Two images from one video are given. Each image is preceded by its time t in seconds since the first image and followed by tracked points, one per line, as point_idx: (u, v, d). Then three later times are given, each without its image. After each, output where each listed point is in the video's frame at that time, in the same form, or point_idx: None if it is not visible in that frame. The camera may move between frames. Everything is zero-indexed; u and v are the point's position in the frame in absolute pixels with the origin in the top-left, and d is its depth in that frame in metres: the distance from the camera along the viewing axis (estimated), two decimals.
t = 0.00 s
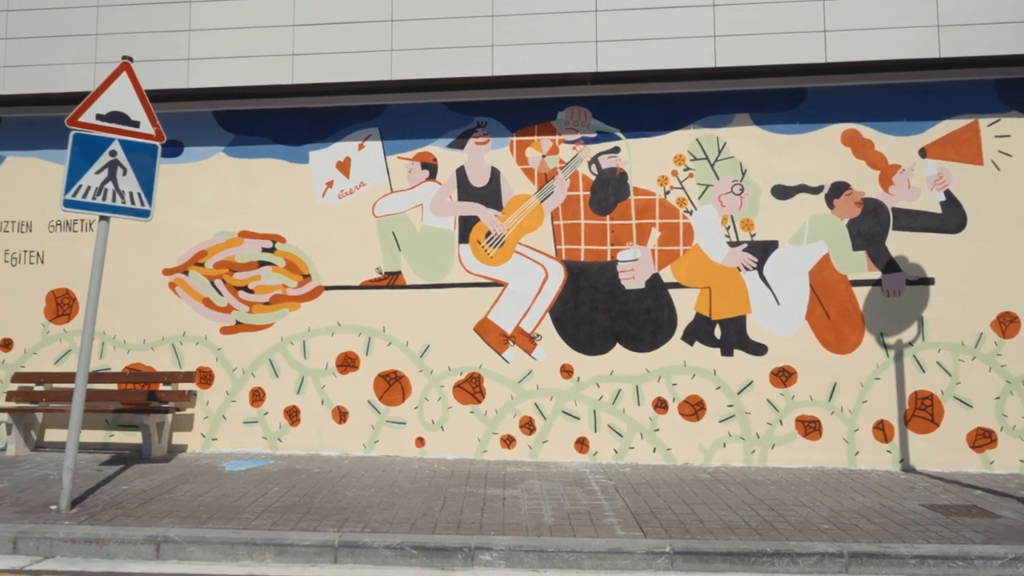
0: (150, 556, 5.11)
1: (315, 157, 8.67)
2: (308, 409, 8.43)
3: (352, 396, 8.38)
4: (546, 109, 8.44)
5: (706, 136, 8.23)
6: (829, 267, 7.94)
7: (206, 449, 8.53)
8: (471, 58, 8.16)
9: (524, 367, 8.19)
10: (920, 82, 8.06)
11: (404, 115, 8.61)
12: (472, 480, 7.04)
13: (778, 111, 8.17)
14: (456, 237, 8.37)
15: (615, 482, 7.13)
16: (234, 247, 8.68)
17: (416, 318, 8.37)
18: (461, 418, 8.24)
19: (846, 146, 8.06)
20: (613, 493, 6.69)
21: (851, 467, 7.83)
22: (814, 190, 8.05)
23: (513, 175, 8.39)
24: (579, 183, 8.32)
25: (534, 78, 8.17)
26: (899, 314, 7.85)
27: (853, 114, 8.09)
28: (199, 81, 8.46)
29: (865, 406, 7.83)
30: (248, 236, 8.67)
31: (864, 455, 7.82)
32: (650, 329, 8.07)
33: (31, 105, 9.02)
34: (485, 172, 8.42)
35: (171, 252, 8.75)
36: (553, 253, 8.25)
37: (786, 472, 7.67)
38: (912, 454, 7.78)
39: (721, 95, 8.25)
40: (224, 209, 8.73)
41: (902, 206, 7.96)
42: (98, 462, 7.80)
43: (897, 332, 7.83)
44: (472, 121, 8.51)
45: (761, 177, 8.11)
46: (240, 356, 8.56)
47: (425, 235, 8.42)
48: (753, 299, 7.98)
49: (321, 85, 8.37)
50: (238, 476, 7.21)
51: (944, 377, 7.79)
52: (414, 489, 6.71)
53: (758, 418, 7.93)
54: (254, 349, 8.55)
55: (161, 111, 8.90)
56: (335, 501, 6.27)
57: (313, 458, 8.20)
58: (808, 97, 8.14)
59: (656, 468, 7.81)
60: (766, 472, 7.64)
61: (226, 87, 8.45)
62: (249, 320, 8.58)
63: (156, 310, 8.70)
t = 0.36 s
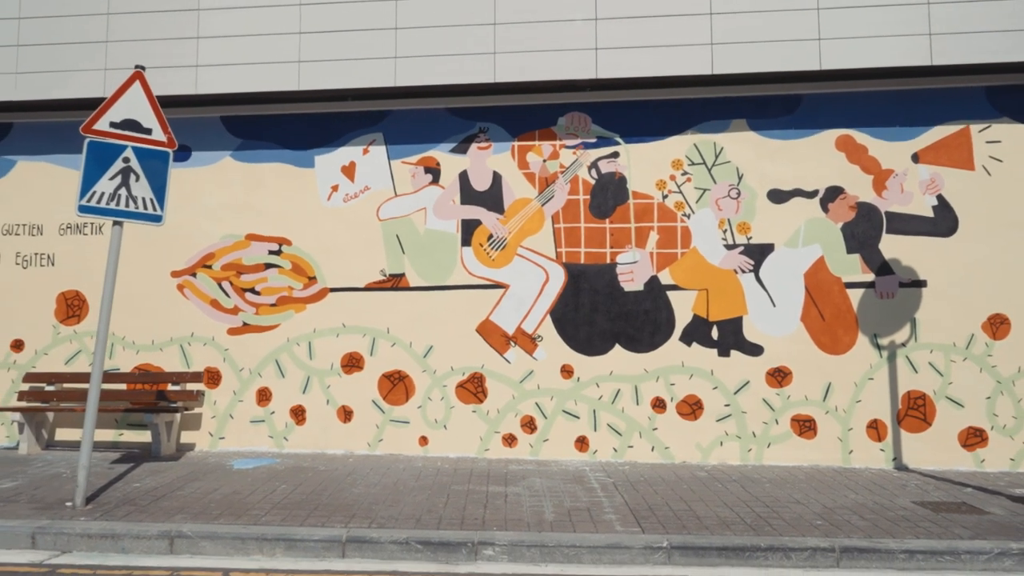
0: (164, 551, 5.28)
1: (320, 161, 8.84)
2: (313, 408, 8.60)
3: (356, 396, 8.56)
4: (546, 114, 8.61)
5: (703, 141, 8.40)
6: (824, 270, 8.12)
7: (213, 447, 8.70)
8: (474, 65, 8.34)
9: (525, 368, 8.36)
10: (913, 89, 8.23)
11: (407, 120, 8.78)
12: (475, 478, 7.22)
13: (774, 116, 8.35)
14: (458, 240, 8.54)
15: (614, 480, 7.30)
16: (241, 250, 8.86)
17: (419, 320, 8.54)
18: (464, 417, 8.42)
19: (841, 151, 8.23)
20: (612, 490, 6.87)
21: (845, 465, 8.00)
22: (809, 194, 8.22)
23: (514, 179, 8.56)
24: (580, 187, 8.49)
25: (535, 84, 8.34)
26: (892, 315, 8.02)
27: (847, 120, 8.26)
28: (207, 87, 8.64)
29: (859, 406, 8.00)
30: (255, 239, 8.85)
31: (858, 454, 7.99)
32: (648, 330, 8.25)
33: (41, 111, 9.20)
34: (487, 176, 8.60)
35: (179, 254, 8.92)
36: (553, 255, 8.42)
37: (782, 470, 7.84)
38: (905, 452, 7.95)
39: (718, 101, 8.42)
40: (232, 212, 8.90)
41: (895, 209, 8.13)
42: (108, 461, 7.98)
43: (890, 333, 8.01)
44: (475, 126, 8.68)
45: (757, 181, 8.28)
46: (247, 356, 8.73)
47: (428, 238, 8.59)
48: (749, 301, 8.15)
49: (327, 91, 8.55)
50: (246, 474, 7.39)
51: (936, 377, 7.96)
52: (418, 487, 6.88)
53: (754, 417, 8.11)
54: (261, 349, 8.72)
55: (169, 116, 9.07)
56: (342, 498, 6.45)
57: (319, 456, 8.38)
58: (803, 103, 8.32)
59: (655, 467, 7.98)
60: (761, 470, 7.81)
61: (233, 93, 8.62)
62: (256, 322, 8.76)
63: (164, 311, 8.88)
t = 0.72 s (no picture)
0: (176, 546, 5.46)
1: (325, 166, 9.01)
2: (318, 408, 8.77)
3: (360, 396, 8.73)
4: (547, 120, 8.78)
5: (701, 147, 8.57)
6: (819, 273, 8.29)
7: (220, 446, 8.88)
8: (476, 72, 8.51)
9: (526, 368, 8.53)
10: (906, 95, 8.40)
11: (411, 126, 8.95)
12: (476, 476, 7.40)
13: (770, 122, 8.52)
14: (460, 243, 8.72)
15: (613, 478, 7.48)
16: (247, 253, 9.03)
17: (422, 321, 8.72)
18: (465, 417, 8.59)
19: (835, 156, 8.40)
20: (611, 488, 7.04)
21: (839, 464, 8.17)
22: (804, 199, 8.39)
23: (515, 184, 8.73)
24: (579, 192, 8.66)
25: (536, 91, 8.51)
26: (886, 317, 8.19)
27: (841, 126, 8.43)
28: (214, 94, 8.81)
29: (853, 406, 8.17)
30: (261, 242, 9.02)
31: (852, 453, 8.16)
32: (647, 331, 8.42)
33: (50, 116, 9.36)
34: (489, 181, 8.77)
35: (186, 257, 9.09)
36: (553, 258, 8.60)
37: (777, 469, 8.01)
38: (898, 451, 8.12)
39: (715, 107, 8.60)
40: (238, 216, 9.08)
41: (888, 214, 8.30)
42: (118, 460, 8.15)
43: (883, 335, 8.18)
44: (476, 132, 8.85)
45: (753, 186, 8.46)
46: (253, 357, 8.91)
47: (431, 241, 8.76)
48: (745, 303, 8.33)
49: (331, 97, 8.72)
50: (253, 472, 7.56)
51: (928, 378, 8.13)
52: (422, 485, 7.06)
53: (750, 417, 8.28)
54: (267, 351, 8.90)
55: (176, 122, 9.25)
56: (348, 495, 6.62)
57: (324, 455, 8.55)
58: (798, 109, 8.49)
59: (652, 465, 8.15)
60: (757, 469, 7.98)
61: (240, 99, 8.80)
62: (261, 323, 8.93)
63: (172, 313, 9.05)
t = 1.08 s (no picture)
0: (187, 542, 5.62)
1: (329, 171, 9.18)
2: (323, 409, 8.94)
3: (364, 397, 8.89)
4: (547, 126, 8.95)
5: (697, 152, 8.74)
6: (813, 276, 8.45)
7: (226, 446, 9.04)
8: (477, 80, 8.68)
9: (526, 370, 8.70)
10: (899, 102, 8.57)
11: (413, 132, 9.12)
12: (478, 475, 7.56)
13: (765, 128, 8.69)
14: (462, 247, 8.88)
15: (612, 477, 7.65)
16: (252, 256, 9.20)
17: (424, 324, 8.88)
18: (467, 417, 8.75)
19: (830, 162, 8.57)
20: (609, 487, 7.22)
21: (833, 464, 8.34)
22: (799, 204, 8.56)
23: (515, 189, 8.90)
24: (579, 196, 8.83)
25: (536, 97, 8.68)
26: (879, 320, 8.36)
27: (835, 132, 8.60)
28: (221, 101, 8.98)
29: (847, 407, 8.34)
30: (266, 246, 9.19)
31: (846, 453, 8.33)
32: (645, 334, 8.59)
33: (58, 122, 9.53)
34: (490, 186, 8.94)
35: (193, 260, 9.26)
36: (553, 262, 8.77)
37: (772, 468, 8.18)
38: (890, 451, 8.29)
39: (712, 114, 8.77)
40: (244, 220, 9.25)
41: (882, 218, 8.47)
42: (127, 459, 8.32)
43: (876, 337, 8.35)
44: (478, 138, 9.02)
45: (749, 191, 8.62)
46: (259, 359, 9.07)
47: (433, 245, 8.93)
48: (741, 306, 8.49)
49: (336, 104, 8.89)
50: (260, 471, 7.73)
51: (920, 379, 8.30)
52: (425, 484, 7.22)
53: (746, 417, 8.44)
54: (272, 353, 9.06)
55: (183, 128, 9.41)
56: (353, 494, 6.79)
57: (328, 455, 8.71)
58: (793, 116, 8.66)
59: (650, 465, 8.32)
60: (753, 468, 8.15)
61: (245, 106, 8.97)
62: (267, 325, 9.10)
63: (179, 315, 9.22)
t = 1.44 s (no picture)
0: (197, 540, 5.79)
1: (332, 177, 9.35)
2: (326, 410, 9.10)
3: (367, 398, 9.05)
4: (546, 133, 9.11)
5: (695, 158, 8.90)
6: (808, 280, 8.62)
7: (232, 447, 9.21)
8: (478, 87, 8.85)
9: (526, 372, 8.86)
10: (892, 109, 8.74)
11: (415, 138, 9.28)
12: (480, 475, 7.73)
13: (761, 135, 8.85)
14: (463, 251, 9.04)
15: (610, 477, 7.82)
16: (257, 260, 9.36)
17: (426, 326, 9.05)
18: (468, 418, 8.91)
19: (824, 168, 8.74)
20: (608, 486, 7.38)
21: (828, 464, 8.50)
22: (794, 209, 8.72)
23: (516, 194, 9.06)
24: (578, 201, 8.99)
25: (536, 105, 8.84)
26: (872, 323, 8.52)
27: (830, 138, 8.77)
28: (226, 108, 9.14)
29: (841, 408, 8.50)
30: (271, 250, 9.35)
31: (840, 453, 8.49)
32: (643, 336, 8.75)
33: (66, 129, 9.69)
34: (490, 191, 9.10)
35: (199, 264, 9.42)
36: (553, 266, 8.93)
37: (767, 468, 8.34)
38: (884, 452, 8.45)
39: (708, 120, 8.93)
40: (249, 225, 9.41)
41: (875, 223, 8.63)
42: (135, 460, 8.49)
43: (870, 339, 8.51)
44: (479, 144, 9.18)
45: (745, 196, 8.79)
46: (264, 361, 9.24)
47: (435, 249, 9.09)
48: (737, 309, 8.65)
49: (339, 110, 9.05)
50: (265, 471, 7.89)
51: (913, 381, 8.46)
52: (427, 483, 7.38)
53: (742, 418, 8.60)
54: (276, 355, 9.22)
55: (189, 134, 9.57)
56: (357, 493, 6.95)
57: (332, 455, 8.87)
58: (788, 122, 8.83)
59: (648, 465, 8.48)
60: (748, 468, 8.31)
61: (250, 112, 9.13)
62: (271, 328, 9.26)
63: (185, 318, 9.38)
